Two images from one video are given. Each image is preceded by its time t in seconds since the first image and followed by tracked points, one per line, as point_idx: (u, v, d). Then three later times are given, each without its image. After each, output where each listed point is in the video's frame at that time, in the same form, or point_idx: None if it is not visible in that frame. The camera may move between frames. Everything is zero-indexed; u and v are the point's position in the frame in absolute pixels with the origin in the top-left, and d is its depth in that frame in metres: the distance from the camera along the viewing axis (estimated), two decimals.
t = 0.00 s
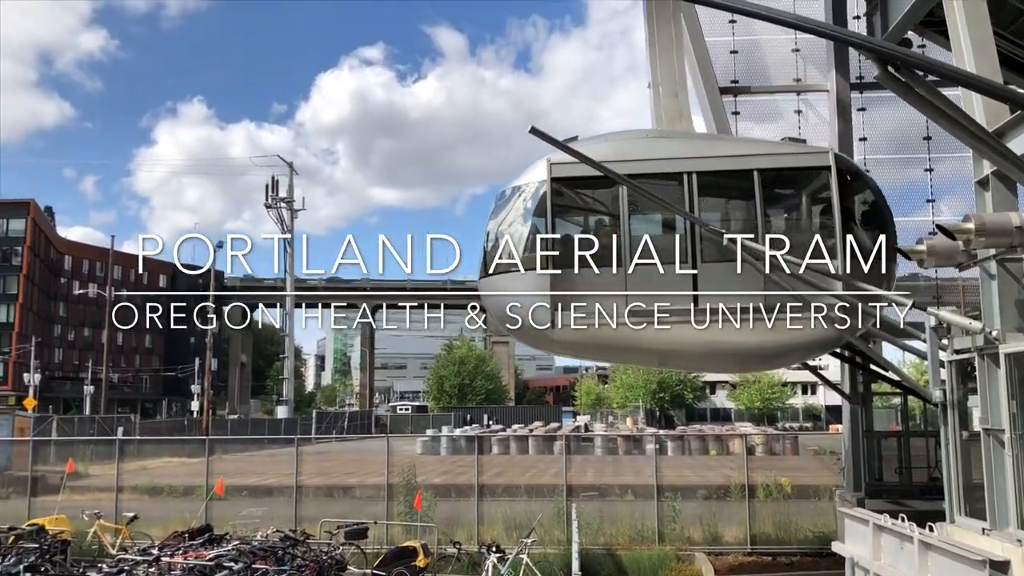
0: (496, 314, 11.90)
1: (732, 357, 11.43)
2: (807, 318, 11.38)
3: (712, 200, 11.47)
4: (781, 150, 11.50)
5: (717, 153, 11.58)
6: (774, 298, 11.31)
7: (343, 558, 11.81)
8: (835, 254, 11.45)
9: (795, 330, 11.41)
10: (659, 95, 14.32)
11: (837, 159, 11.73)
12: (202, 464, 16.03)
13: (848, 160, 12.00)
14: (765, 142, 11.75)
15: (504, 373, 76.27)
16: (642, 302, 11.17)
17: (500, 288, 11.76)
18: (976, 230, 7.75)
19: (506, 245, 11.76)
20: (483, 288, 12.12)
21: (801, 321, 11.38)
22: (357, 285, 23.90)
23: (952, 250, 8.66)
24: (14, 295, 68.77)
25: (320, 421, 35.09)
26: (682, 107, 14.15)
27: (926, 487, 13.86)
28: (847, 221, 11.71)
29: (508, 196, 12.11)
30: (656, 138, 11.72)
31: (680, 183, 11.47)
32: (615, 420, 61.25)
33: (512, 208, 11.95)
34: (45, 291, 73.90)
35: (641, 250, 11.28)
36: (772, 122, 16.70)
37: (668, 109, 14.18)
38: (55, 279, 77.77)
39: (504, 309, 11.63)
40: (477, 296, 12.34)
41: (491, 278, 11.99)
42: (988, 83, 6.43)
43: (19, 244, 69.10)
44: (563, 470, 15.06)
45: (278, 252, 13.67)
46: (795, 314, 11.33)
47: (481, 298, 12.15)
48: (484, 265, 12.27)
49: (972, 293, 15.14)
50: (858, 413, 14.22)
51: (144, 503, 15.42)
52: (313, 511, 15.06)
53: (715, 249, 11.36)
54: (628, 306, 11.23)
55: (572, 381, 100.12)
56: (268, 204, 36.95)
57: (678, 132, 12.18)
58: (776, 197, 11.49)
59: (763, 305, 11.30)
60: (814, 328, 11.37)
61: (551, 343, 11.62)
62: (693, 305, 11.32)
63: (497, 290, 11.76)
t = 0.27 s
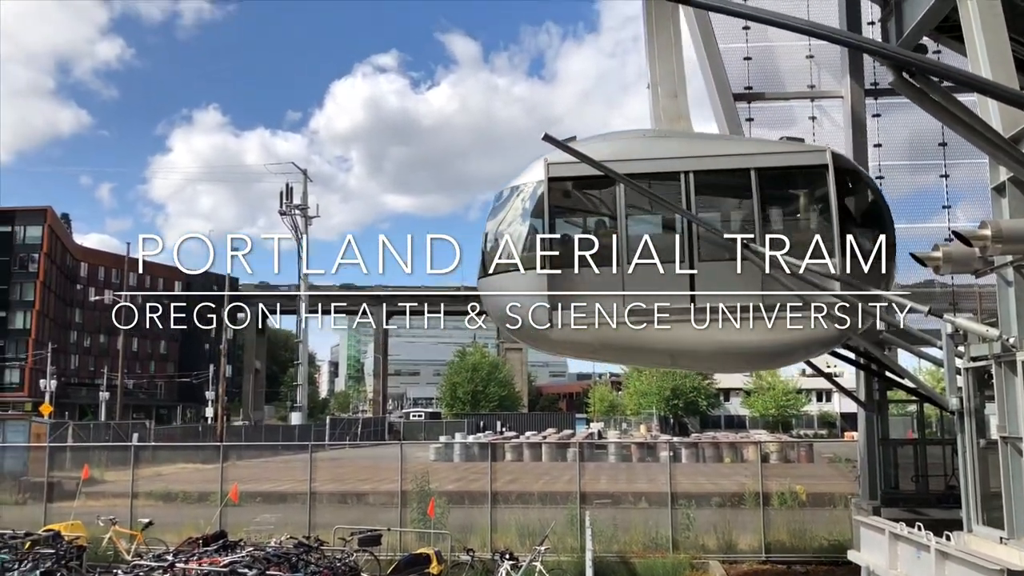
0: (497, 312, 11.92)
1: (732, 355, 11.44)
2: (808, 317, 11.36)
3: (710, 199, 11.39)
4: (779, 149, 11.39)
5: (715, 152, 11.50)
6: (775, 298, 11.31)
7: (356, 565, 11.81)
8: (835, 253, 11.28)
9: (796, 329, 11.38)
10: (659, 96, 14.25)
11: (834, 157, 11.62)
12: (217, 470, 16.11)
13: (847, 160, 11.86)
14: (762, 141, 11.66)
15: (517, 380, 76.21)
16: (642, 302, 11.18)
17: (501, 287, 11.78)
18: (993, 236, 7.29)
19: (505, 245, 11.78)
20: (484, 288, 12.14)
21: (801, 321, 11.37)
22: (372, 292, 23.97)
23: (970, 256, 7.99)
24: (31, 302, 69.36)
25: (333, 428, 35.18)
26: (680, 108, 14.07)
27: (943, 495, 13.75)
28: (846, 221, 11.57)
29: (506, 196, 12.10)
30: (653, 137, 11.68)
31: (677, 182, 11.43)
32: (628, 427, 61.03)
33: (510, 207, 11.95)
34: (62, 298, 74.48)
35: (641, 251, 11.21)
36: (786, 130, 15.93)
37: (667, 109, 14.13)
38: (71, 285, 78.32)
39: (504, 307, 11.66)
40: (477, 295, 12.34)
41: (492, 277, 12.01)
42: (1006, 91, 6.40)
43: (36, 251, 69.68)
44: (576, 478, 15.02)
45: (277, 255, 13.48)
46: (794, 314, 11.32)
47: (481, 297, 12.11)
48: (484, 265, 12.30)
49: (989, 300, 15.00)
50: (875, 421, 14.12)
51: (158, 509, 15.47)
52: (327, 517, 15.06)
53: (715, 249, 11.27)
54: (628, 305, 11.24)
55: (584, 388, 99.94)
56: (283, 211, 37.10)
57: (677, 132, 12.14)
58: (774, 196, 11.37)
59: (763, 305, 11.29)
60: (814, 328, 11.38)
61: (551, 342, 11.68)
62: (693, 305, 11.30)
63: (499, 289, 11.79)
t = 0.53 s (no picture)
0: (495, 315, 11.70)
1: (733, 356, 11.31)
2: (807, 317, 11.25)
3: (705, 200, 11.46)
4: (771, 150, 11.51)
5: (709, 153, 11.60)
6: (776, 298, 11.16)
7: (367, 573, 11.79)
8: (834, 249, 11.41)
9: (796, 330, 11.26)
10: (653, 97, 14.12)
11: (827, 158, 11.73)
12: (227, 477, 16.15)
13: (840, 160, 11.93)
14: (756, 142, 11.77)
15: (527, 388, 76.04)
16: (642, 302, 11.13)
17: (500, 288, 11.63)
18: (1005, 244, 7.20)
19: (500, 245, 11.75)
20: (480, 289, 11.94)
21: (801, 321, 11.23)
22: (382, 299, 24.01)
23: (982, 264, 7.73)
24: (43, 308, 69.77)
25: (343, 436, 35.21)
26: (676, 111, 14.00)
27: (956, 505, 13.63)
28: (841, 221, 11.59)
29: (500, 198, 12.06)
30: (649, 137, 11.73)
31: (670, 182, 11.50)
32: (639, 435, 60.70)
33: (503, 208, 11.93)
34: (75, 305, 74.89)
35: (641, 251, 11.31)
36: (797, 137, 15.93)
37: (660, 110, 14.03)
38: (83, 292, 78.65)
39: (504, 308, 11.48)
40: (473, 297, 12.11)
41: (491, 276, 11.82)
42: (1018, 99, 6.38)
43: (48, 259, 70.01)
44: (587, 486, 14.98)
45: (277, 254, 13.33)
46: (794, 313, 11.18)
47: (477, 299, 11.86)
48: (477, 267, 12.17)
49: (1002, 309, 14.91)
50: (886, 430, 13.99)
51: (169, 516, 15.50)
52: (337, 525, 15.05)
53: (716, 249, 11.29)
54: (628, 305, 11.18)
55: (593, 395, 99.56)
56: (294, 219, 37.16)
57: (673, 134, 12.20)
58: (766, 196, 11.46)
59: (762, 304, 11.13)
60: (814, 328, 11.28)
61: (550, 345, 11.49)
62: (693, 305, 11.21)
63: (497, 291, 11.62)
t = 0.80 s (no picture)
0: (492, 316, 11.49)
1: (733, 356, 11.27)
2: (807, 316, 11.27)
3: (695, 200, 11.42)
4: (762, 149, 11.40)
5: (699, 152, 11.48)
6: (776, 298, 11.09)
7: None
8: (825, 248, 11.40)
9: (796, 330, 11.27)
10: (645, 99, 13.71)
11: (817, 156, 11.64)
12: (235, 484, 16.20)
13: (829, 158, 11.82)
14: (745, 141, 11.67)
15: (534, 395, 76.10)
16: (642, 302, 11.02)
17: (499, 289, 11.38)
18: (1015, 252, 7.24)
19: (490, 247, 11.67)
20: (479, 290, 11.63)
21: (801, 321, 11.23)
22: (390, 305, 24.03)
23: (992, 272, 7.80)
24: (52, 316, 70.08)
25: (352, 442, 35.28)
26: (668, 111, 13.58)
27: (966, 514, 13.56)
28: (829, 219, 11.53)
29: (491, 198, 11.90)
30: (640, 137, 11.59)
31: (660, 181, 11.39)
32: (648, 443, 60.52)
33: (496, 208, 11.78)
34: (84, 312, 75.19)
35: (641, 251, 11.12)
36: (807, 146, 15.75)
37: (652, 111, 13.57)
38: (93, 299, 78.98)
39: (503, 308, 11.27)
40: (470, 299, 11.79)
41: (491, 277, 11.53)
42: None
43: (59, 267, 70.28)
44: (595, 494, 14.94)
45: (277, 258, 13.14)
46: (795, 313, 11.17)
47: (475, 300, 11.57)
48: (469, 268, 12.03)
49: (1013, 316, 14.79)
50: (897, 438, 13.90)
51: (178, 523, 15.53)
52: (346, 533, 15.04)
53: (715, 249, 11.20)
54: (628, 305, 11.09)
55: (602, 402, 99.39)
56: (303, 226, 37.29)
57: (662, 131, 12.03)
58: (756, 195, 11.42)
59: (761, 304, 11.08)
60: (814, 328, 11.34)
61: (548, 345, 11.38)
62: (693, 305, 11.14)
63: (495, 291, 11.39)
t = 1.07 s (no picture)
0: (492, 316, 11.47)
1: (733, 355, 11.30)
2: (807, 315, 11.29)
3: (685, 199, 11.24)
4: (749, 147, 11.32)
5: (688, 150, 11.37)
6: (776, 299, 11.08)
7: None
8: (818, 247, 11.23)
9: (795, 329, 11.35)
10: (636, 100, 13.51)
11: (805, 154, 11.50)
12: (245, 491, 16.25)
13: (820, 157, 11.77)
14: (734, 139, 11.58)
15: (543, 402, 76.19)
16: (642, 302, 11.06)
17: (499, 289, 11.29)
18: None
19: (482, 246, 11.62)
20: (479, 289, 11.54)
21: (800, 321, 11.28)
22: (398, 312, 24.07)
23: (1004, 278, 7.77)
24: (63, 323, 70.32)
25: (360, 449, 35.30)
26: (660, 112, 13.32)
27: (979, 522, 13.46)
28: (819, 217, 11.43)
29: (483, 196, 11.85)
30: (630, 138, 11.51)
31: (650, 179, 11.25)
32: (657, 450, 60.34)
33: (489, 206, 11.72)
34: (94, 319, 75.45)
35: (641, 251, 11.05)
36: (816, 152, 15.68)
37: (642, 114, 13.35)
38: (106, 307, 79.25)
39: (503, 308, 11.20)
40: (470, 298, 11.68)
41: (491, 276, 11.42)
42: None
43: (70, 273, 70.33)
44: (604, 501, 14.90)
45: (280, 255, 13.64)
46: (795, 314, 11.22)
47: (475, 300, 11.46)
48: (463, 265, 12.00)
49: None
50: (907, 445, 13.88)
51: (187, 529, 15.55)
52: (355, 539, 15.02)
53: (715, 249, 11.02)
54: (629, 305, 11.11)
55: (610, 409, 99.20)
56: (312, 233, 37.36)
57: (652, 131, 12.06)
58: (746, 193, 11.25)
59: (761, 305, 11.05)
60: (814, 327, 11.40)
61: (548, 344, 11.40)
62: (693, 305, 11.08)
63: (495, 291, 11.30)
